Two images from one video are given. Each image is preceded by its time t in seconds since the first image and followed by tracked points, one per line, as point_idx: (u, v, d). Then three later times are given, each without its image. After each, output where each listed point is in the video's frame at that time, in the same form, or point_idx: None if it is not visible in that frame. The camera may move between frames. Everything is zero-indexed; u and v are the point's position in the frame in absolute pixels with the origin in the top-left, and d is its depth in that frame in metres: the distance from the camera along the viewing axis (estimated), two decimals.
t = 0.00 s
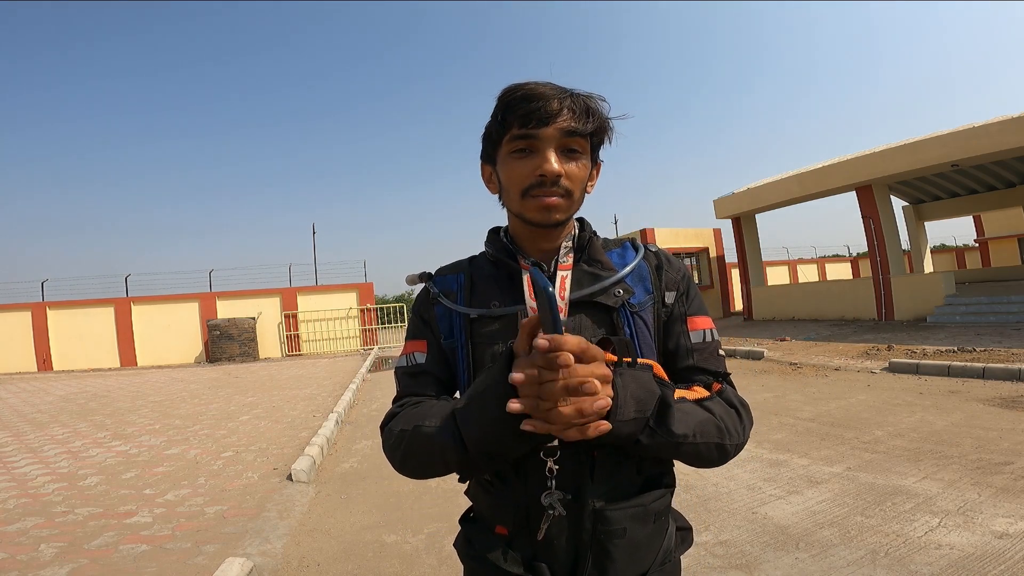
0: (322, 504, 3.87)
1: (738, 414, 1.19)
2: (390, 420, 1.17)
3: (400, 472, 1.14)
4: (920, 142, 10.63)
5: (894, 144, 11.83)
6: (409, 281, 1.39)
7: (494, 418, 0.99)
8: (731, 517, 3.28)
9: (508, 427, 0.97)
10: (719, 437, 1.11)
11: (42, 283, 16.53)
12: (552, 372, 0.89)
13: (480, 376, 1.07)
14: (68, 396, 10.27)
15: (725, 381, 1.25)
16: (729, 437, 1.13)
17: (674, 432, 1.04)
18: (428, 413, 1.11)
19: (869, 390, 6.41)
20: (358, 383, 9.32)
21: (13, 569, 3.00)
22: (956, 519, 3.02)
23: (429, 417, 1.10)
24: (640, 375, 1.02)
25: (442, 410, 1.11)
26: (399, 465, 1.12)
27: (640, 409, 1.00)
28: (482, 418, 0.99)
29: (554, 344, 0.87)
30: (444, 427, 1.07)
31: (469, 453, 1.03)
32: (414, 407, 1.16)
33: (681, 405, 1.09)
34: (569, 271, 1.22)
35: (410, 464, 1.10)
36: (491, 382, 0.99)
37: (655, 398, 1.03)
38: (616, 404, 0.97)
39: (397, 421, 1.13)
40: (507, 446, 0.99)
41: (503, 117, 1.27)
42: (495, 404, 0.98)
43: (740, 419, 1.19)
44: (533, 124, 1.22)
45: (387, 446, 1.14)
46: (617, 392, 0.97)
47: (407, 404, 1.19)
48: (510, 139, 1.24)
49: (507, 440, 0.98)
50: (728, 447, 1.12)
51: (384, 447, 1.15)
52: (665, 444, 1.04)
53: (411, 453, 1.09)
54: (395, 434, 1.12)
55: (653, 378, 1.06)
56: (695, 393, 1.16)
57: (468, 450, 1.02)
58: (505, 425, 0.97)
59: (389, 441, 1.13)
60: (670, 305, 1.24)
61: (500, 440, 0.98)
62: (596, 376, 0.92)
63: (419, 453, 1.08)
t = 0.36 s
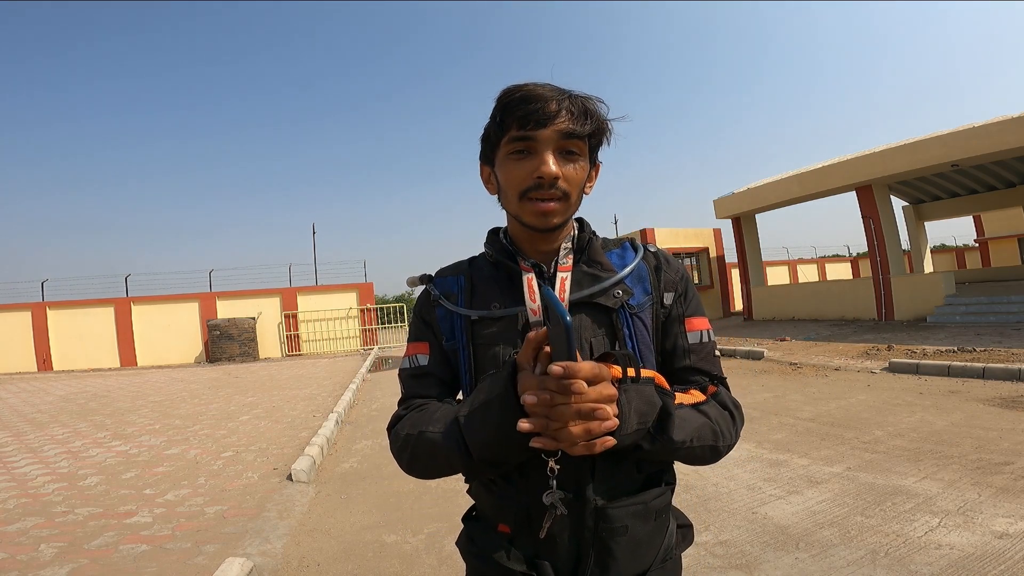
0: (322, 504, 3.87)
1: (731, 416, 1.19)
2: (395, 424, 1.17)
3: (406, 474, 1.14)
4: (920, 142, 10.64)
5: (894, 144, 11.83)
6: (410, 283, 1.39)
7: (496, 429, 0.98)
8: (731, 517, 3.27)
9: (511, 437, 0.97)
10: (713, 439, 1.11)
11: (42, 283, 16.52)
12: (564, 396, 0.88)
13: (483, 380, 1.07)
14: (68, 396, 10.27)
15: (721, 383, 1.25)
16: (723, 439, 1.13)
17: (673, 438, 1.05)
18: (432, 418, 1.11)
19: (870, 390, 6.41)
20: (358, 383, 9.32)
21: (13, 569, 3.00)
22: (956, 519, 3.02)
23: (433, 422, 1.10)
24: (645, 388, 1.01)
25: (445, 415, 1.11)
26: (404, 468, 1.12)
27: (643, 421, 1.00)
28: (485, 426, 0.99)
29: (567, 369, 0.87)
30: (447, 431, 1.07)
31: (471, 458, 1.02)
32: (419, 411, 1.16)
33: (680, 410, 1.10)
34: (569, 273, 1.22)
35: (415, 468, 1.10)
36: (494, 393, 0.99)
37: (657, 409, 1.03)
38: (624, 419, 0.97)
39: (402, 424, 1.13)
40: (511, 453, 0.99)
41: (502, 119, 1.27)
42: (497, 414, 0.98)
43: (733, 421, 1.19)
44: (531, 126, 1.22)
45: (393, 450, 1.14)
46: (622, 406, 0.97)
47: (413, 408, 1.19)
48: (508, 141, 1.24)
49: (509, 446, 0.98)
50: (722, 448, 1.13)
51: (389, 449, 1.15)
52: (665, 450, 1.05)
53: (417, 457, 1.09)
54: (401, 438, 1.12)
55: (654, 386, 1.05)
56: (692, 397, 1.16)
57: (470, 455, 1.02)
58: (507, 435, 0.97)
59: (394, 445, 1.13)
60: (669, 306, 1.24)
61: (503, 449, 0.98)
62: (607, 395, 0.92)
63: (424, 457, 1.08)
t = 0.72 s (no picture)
0: (322, 504, 3.87)
1: (733, 417, 1.19)
2: (400, 425, 1.17)
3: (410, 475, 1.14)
4: (920, 142, 10.64)
5: (894, 144, 11.83)
6: (413, 283, 1.39)
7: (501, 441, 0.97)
8: (731, 517, 3.28)
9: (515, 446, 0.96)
10: (715, 440, 1.11)
11: (42, 283, 16.52)
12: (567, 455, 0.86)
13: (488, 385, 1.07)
14: (68, 396, 10.27)
15: (722, 385, 1.24)
16: (725, 439, 1.13)
17: (679, 442, 1.05)
18: (437, 422, 1.11)
19: (869, 390, 6.41)
20: (358, 383, 9.32)
21: (13, 569, 3.00)
22: (956, 519, 3.02)
23: (438, 425, 1.10)
24: (650, 402, 1.00)
25: (450, 420, 1.11)
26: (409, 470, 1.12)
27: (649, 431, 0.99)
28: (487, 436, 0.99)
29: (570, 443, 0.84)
30: (451, 434, 1.07)
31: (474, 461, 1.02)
32: (423, 412, 1.16)
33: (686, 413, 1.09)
34: (572, 273, 1.23)
35: (419, 468, 1.10)
36: (497, 403, 0.99)
37: (661, 420, 1.01)
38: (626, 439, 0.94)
39: (408, 426, 1.14)
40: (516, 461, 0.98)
41: (498, 121, 1.29)
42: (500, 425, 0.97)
43: (734, 421, 1.19)
44: (525, 123, 1.23)
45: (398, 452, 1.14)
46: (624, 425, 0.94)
47: (418, 409, 1.19)
48: (504, 139, 1.25)
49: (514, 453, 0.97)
50: (722, 448, 1.12)
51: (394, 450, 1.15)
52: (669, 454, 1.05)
53: (423, 459, 1.09)
54: (406, 439, 1.12)
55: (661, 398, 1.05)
56: (695, 397, 1.15)
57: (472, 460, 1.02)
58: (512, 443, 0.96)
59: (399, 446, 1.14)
60: (671, 307, 1.24)
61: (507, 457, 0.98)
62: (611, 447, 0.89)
63: (428, 459, 1.08)
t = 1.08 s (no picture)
0: (322, 504, 3.87)
1: (743, 409, 1.18)
2: (400, 419, 1.18)
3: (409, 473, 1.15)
4: (920, 142, 10.64)
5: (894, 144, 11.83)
6: (418, 281, 1.40)
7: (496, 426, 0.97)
8: (731, 517, 3.27)
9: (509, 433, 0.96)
10: (728, 434, 1.10)
11: (42, 283, 16.52)
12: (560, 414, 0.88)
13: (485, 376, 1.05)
14: (68, 396, 10.27)
15: (731, 378, 1.24)
16: (739, 434, 1.12)
17: (683, 430, 1.03)
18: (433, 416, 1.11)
19: (870, 390, 6.40)
20: (358, 383, 9.32)
21: (12, 569, 3.00)
22: (956, 519, 3.02)
23: (434, 421, 1.10)
24: (646, 375, 1.01)
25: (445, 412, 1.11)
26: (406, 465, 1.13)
27: (645, 409, 0.98)
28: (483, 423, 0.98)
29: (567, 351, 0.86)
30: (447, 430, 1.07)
31: (469, 457, 1.02)
32: (423, 407, 1.17)
33: (691, 403, 1.08)
34: (575, 274, 1.23)
35: (415, 464, 1.11)
36: (492, 387, 0.97)
37: (660, 398, 1.00)
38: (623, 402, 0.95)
39: (406, 420, 1.14)
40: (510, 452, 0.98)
41: (498, 126, 1.28)
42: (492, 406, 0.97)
43: (746, 414, 1.18)
44: (526, 130, 1.23)
45: (397, 449, 1.15)
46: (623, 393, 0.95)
47: (418, 404, 1.19)
48: (505, 146, 1.25)
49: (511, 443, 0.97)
50: (737, 443, 1.12)
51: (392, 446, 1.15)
52: (674, 442, 1.03)
53: (418, 455, 1.09)
54: (403, 434, 1.12)
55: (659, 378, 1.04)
56: (703, 390, 1.14)
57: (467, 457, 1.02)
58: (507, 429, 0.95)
59: (396, 441, 1.14)
60: (674, 302, 1.24)
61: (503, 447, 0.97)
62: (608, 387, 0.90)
63: (424, 455, 1.08)
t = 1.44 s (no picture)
0: (322, 504, 3.87)
1: (742, 413, 1.18)
2: (402, 423, 1.18)
3: (412, 476, 1.15)
4: (920, 142, 10.64)
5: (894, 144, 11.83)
6: (420, 283, 1.40)
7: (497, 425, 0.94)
8: (731, 517, 3.27)
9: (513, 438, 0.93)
10: (730, 440, 1.10)
11: (42, 283, 16.51)
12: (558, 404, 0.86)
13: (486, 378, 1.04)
14: (68, 396, 10.27)
15: (730, 380, 1.23)
16: (738, 439, 1.12)
17: (690, 440, 1.02)
18: (435, 419, 1.12)
19: (870, 390, 6.41)
20: (358, 383, 9.32)
21: (12, 569, 3.00)
22: (956, 519, 3.02)
23: (435, 424, 1.10)
24: (651, 382, 0.99)
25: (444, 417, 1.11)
26: (409, 469, 1.13)
27: (647, 417, 0.95)
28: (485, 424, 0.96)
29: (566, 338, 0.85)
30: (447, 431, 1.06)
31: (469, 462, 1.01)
32: (425, 410, 1.17)
33: (694, 410, 1.08)
34: (578, 273, 1.23)
35: (418, 468, 1.10)
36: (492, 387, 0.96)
37: (664, 407, 0.98)
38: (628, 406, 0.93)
39: (408, 424, 1.15)
40: (504, 458, 0.96)
41: (497, 128, 1.29)
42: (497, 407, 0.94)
43: (744, 417, 1.17)
44: (525, 131, 1.23)
45: (400, 452, 1.15)
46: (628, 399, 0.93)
47: (421, 407, 1.19)
48: (504, 147, 1.25)
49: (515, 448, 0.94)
50: (737, 448, 1.11)
51: (398, 453, 1.15)
52: (682, 452, 1.02)
53: (419, 458, 1.09)
54: (405, 439, 1.13)
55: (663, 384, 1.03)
56: (702, 395, 1.14)
57: (471, 461, 1.00)
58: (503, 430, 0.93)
59: (400, 446, 1.14)
60: (675, 300, 1.24)
61: (498, 449, 0.95)
62: (610, 380, 0.88)
63: (425, 458, 1.08)
